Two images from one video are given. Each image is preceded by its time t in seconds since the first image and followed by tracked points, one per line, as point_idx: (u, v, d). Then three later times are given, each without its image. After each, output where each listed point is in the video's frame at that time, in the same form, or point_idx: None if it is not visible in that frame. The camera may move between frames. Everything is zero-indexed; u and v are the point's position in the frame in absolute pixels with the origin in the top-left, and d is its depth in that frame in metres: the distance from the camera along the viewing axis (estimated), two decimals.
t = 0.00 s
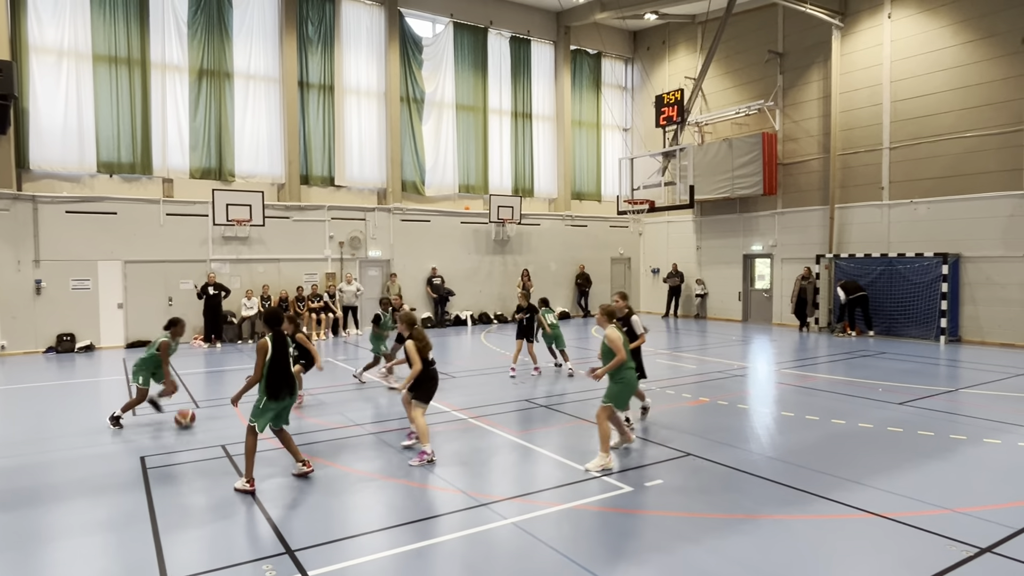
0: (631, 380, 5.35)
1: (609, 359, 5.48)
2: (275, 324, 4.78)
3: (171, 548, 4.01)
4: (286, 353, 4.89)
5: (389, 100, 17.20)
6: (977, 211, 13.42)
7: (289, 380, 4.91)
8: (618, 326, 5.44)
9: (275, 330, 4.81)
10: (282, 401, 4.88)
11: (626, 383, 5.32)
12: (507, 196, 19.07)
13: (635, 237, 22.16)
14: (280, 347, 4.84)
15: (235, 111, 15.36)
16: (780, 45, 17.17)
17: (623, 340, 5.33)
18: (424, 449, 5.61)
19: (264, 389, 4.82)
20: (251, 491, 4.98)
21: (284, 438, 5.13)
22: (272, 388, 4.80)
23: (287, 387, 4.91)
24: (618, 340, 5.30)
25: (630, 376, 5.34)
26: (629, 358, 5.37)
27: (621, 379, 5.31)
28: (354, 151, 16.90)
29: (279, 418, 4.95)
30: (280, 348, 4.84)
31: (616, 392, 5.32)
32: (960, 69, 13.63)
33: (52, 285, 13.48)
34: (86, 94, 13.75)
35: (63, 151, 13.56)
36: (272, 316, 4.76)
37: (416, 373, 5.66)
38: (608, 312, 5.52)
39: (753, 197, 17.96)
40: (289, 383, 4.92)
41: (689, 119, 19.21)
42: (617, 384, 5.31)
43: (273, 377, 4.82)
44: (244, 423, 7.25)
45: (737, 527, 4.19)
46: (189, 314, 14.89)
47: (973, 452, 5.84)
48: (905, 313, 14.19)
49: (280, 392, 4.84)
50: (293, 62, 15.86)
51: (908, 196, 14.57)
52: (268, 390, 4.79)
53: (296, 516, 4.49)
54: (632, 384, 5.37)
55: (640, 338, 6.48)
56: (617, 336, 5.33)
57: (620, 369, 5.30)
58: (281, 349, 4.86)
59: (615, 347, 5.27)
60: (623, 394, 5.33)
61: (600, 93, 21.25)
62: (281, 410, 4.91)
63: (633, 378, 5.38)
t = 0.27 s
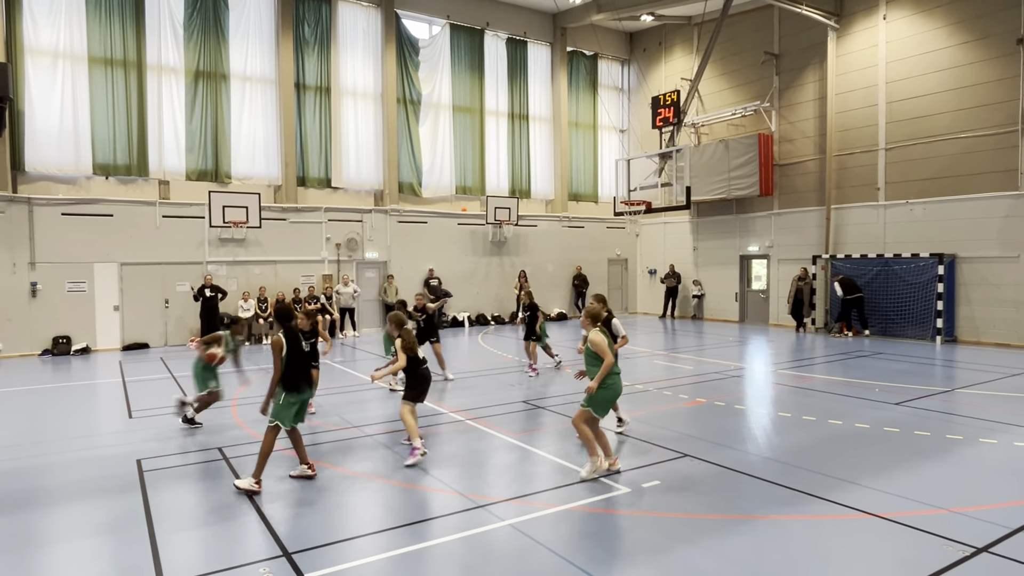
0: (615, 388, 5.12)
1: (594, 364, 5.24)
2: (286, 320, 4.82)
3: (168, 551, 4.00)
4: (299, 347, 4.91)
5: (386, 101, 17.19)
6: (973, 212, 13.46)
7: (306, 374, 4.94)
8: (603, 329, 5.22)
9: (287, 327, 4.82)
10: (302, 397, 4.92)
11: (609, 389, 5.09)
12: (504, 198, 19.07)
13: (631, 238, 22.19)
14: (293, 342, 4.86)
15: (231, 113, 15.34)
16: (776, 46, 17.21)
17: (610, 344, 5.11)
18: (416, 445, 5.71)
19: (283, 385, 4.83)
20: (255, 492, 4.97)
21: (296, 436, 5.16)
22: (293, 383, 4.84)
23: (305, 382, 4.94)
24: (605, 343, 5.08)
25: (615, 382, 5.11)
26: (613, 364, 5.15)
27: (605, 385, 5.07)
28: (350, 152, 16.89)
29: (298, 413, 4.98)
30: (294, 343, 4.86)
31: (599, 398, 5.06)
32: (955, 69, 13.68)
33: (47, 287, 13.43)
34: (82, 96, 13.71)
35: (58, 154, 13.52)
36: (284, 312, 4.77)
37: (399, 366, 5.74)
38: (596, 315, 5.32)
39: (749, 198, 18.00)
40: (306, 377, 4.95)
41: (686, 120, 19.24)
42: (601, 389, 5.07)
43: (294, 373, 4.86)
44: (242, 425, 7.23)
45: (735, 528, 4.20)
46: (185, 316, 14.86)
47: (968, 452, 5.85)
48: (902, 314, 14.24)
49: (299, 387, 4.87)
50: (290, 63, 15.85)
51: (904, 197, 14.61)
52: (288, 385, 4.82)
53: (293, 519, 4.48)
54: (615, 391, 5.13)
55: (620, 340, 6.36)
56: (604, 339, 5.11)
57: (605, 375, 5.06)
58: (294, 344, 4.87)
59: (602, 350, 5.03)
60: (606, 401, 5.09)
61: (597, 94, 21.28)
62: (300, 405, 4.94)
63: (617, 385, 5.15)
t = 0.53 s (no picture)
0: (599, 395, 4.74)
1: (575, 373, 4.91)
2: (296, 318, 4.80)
3: (164, 553, 3.98)
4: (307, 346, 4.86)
5: (382, 102, 17.17)
6: (968, 212, 13.50)
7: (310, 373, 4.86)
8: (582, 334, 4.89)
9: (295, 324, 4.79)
10: (309, 395, 4.85)
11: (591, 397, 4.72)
12: (500, 199, 19.07)
13: (628, 239, 22.22)
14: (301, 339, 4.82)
15: (227, 114, 15.30)
16: (771, 47, 17.26)
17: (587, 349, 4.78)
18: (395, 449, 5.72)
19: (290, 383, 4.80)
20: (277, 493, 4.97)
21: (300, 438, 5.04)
22: (298, 381, 4.77)
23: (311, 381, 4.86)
24: (580, 348, 4.74)
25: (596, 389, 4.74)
26: (591, 371, 4.78)
27: (584, 392, 4.71)
28: (346, 153, 16.87)
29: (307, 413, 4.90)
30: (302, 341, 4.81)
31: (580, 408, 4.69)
32: (949, 70, 13.74)
33: (42, 289, 13.37)
34: (76, 97, 13.67)
35: (53, 155, 13.47)
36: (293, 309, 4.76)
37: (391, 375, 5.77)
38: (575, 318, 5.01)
39: (745, 198, 18.04)
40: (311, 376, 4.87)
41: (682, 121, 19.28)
42: (580, 398, 4.70)
43: (299, 371, 4.79)
44: (239, 426, 7.21)
45: (731, 528, 4.20)
46: (181, 318, 14.82)
47: (965, 451, 5.87)
48: (897, 314, 14.28)
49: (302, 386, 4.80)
50: (285, 64, 15.82)
51: (899, 197, 14.65)
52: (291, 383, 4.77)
53: (290, 521, 4.46)
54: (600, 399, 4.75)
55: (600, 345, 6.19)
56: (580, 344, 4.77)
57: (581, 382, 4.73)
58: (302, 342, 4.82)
59: (573, 357, 4.70)
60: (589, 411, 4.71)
61: (593, 95, 21.31)
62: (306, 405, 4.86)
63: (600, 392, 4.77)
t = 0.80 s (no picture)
0: (568, 413, 4.48)
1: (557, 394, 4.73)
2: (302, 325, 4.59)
3: (157, 559, 3.95)
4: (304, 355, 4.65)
5: (376, 104, 17.16)
6: (960, 214, 13.58)
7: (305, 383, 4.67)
8: (561, 354, 4.69)
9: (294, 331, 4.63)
10: (303, 405, 4.67)
11: (560, 416, 4.49)
12: (495, 201, 19.07)
13: (622, 241, 22.25)
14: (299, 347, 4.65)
15: (221, 116, 15.26)
16: (764, 50, 17.34)
17: (558, 366, 4.61)
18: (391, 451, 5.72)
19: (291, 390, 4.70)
20: (271, 499, 4.93)
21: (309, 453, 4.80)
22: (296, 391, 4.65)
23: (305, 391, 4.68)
24: (549, 365, 4.62)
25: (566, 409, 4.49)
26: (564, 391, 4.58)
27: (552, 411, 4.51)
28: (340, 155, 16.84)
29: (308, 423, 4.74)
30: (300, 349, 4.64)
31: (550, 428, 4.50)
32: (940, 72, 13.84)
33: (34, 292, 13.28)
34: (69, 99, 13.60)
35: (45, 157, 13.39)
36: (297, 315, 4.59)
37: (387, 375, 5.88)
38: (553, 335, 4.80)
39: (739, 200, 18.09)
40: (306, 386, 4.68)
41: (676, 123, 19.34)
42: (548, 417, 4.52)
43: (297, 381, 4.67)
44: (232, 430, 7.18)
45: (726, 530, 4.20)
46: (175, 320, 14.74)
47: (958, 452, 5.89)
48: (890, 315, 14.35)
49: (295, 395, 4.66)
50: (279, 66, 15.79)
51: (892, 199, 14.73)
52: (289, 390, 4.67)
53: (284, 525, 4.44)
54: (570, 417, 4.48)
55: (585, 364, 5.81)
56: (551, 362, 4.64)
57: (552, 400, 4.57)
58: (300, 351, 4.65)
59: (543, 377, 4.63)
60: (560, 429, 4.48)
61: (587, 98, 21.35)
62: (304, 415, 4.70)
63: (571, 410, 4.51)
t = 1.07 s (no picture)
0: (570, 399, 4.63)
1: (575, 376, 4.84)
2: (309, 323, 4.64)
3: (153, 560, 3.93)
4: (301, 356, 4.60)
5: (372, 104, 17.14)
6: (954, 213, 13.64)
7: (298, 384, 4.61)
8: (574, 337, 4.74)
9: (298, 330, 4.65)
10: (297, 405, 4.63)
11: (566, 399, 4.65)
12: (491, 201, 19.06)
13: (619, 241, 22.27)
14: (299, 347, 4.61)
15: (216, 116, 15.21)
16: (760, 50, 17.37)
17: (565, 351, 4.72)
18: (411, 445, 5.91)
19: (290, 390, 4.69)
20: (268, 501, 4.92)
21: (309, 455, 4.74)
22: (292, 390, 4.59)
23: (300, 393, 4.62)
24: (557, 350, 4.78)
25: (569, 393, 4.63)
26: (572, 375, 4.68)
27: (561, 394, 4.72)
28: (336, 156, 16.81)
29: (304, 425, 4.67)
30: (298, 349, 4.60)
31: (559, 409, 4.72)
32: (935, 73, 13.90)
33: (28, 293, 13.23)
34: (63, 100, 13.54)
35: (40, 158, 13.33)
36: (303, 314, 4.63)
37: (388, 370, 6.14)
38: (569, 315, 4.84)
39: (735, 200, 18.12)
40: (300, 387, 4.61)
41: (672, 123, 19.36)
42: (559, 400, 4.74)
43: (294, 380, 4.59)
44: (228, 431, 7.15)
45: (722, 530, 4.20)
46: (170, 322, 14.70)
47: (952, 451, 5.91)
48: (885, 314, 14.40)
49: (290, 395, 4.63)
50: (275, 66, 15.76)
51: (887, 199, 14.78)
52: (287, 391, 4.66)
53: (281, 526, 4.43)
54: (571, 402, 4.62)
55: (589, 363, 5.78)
56: (561, 346, 4.77)
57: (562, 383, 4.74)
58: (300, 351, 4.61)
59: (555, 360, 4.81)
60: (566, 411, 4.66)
61: (583, 98, 21.37)
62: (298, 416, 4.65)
63: (574, 395, 4.63)
